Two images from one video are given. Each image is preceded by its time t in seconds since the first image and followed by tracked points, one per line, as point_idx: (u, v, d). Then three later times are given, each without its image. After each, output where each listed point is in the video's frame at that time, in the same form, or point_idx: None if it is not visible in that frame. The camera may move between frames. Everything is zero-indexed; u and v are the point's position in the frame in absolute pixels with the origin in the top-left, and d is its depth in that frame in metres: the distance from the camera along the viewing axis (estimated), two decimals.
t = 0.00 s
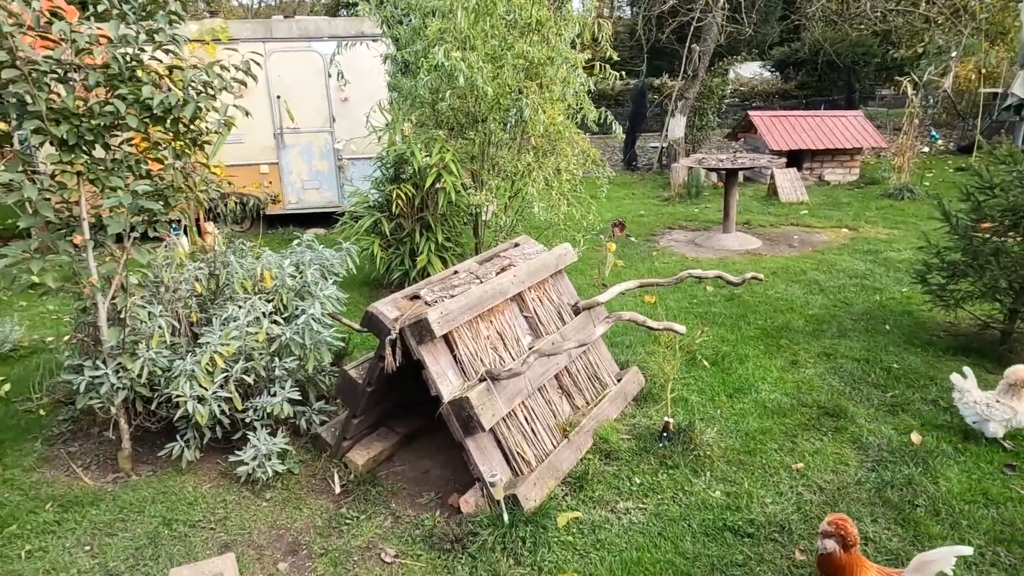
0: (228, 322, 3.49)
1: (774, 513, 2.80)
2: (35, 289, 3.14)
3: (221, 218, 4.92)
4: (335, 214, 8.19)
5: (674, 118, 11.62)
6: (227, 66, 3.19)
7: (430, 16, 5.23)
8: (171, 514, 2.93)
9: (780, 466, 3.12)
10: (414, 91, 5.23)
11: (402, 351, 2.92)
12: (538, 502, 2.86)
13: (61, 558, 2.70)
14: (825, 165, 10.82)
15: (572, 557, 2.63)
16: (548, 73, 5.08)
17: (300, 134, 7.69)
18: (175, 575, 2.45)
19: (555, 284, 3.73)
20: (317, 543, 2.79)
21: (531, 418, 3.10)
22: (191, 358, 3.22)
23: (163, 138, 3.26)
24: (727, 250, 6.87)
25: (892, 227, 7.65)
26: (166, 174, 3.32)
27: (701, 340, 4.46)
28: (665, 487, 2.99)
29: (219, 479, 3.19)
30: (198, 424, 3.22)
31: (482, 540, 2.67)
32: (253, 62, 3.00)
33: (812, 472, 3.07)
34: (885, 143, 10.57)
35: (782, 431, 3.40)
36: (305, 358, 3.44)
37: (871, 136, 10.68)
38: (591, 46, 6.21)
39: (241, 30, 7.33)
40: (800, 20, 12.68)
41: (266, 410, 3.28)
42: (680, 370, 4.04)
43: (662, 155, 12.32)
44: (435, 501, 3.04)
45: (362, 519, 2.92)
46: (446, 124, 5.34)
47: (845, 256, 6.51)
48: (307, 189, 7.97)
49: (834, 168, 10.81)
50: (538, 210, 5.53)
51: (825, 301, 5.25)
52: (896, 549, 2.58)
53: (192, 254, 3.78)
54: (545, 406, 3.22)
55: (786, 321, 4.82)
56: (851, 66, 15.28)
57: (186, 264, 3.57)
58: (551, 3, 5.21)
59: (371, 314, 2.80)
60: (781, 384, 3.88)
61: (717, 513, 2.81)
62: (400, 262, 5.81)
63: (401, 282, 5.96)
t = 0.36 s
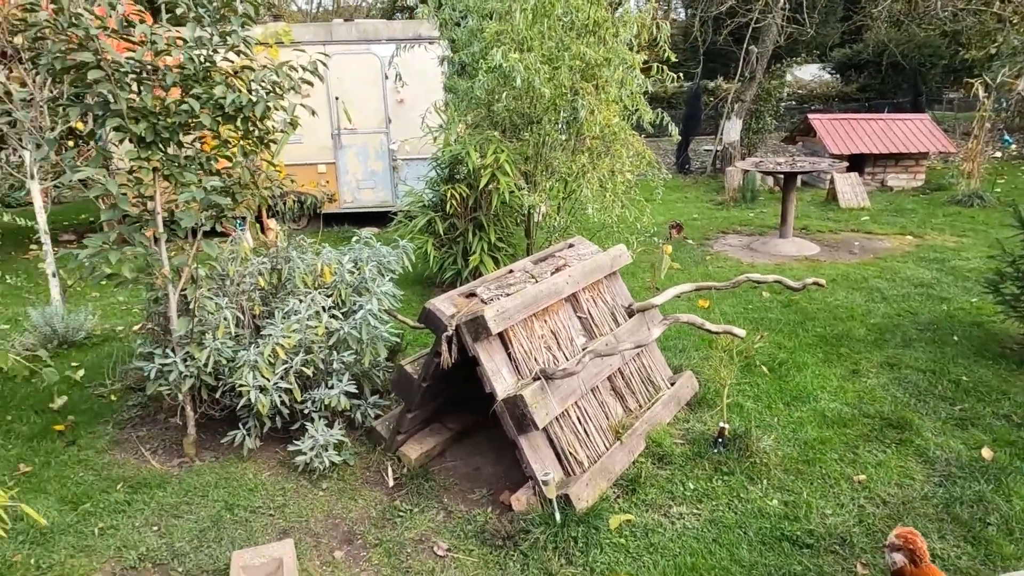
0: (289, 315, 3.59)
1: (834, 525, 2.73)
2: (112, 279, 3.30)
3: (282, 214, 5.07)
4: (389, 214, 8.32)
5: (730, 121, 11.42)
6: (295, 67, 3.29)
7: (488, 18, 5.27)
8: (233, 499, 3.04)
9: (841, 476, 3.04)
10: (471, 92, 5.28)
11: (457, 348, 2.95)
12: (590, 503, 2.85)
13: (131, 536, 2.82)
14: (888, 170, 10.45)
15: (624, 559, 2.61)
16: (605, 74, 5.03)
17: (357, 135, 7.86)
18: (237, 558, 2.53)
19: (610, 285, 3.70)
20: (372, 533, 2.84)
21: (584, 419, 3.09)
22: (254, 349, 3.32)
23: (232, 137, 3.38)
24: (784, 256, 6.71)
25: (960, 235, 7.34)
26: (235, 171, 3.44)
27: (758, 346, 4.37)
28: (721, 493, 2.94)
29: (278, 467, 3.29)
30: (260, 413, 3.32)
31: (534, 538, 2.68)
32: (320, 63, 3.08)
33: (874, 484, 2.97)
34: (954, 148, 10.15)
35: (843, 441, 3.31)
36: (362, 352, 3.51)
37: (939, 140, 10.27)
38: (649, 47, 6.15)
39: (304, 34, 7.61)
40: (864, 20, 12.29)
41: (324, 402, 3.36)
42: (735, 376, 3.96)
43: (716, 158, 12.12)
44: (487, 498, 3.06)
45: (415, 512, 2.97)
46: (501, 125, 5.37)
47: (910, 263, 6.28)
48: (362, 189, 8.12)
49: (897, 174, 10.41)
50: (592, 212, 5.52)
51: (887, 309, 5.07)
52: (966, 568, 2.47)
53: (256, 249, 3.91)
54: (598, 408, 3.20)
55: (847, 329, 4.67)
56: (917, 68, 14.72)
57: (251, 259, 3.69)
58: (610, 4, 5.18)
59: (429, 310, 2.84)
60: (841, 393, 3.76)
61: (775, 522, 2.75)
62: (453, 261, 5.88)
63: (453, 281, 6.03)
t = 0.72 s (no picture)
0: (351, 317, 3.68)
1: (902, 549, 2.63)
2: (186, 278, 3.45)
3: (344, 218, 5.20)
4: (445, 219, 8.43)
5: (793, 129, 11.14)
6: (364, 75, 3.38)
7: (549, 26, 5.30)
8: (295, 494, 3.13)
9: (909, 499, 2.92)
10: (530, 99, 5.31)
11: (515, 353, 2.97)
12: (646, 514, 2.82)
13: (199, 525, 2.94)
14: (962, 180, 10.01)
15: (681, 574, 2.57)
16: (667, 81, 4.98)
17: (417, 141, 8.00)
18: (298, 552, 2.61)
19: (668, 294, 3.66)
20: (427, 533, 2.89)
21: (640, 429, 3.06)
22: (317, 349, 3.42)
23: (301, 143, 3.49)
24: (849, 268, 6.50)
25: None
26: (303, 175, 3.55)
27: (821, 360, 4.23)
28: (781, 511, 2.87)
29: (337, 465, 3.37)
30: (321, 411, 3.42)
31: (588, 547, 2.67)
32: (388, 72, 3.16)
33: (946, 510, 2.85)
34: None
35: (912, 463, 3.18)
36: (420, 355, 3.57)
37: (1019, 149, 9.76)
38: (711, 54, 6.06)
39: (368, 42, 7.81)
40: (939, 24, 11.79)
41: (382, 402, 3.43)
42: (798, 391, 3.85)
43: (778, 167, 11.83)
44: (541, 504, 3.06)
45: (469, 516, 2.99)
46: (560, 132, 5.37)
47: (986, 279, 5.99)
48: (420, 194, 8.26)
49: (972, 185, 9.99)
50: (650, 220, 5.47)
51: (961, 326, 4.85)
52: None
53: (320, 252, 4.02)
54: (654, 418, 3.17)
55: (916, 345, 4.49)
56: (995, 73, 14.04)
57: (315, 261, 3.80)
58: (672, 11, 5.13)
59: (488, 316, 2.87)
60: (910, 413, 3.62)
61: (838, 544, 2.66)
62: (509, 267, 5.91)
63: (509, 286, 6.06)
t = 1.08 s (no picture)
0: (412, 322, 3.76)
1: None
2: (257, 281, 3.60)
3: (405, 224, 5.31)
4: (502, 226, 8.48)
5: (861, 138, 10.78)
6: (430, 86, 3.45)
7: (611, 35, 5.30)
8: (355, 494, 3.21)
9: (986, 530, 2.79)
10: (591, 109, 5.32)
11: (574, 363, 2.98)
12: (704, 531, 2.78)
13: (264, 520, 3.05)
14: None
15: None
16: (731, 90, 4.89)
17: (475, 148, 8.10)
18: (359, 552, 2.68)
19: (730, 308, 3.60)
20: (483, 539, 2.92)
21: (700, 444, 3.02)
22: (379, 353, 3.50)
23: (368, 152, 3.58)
24: (920, 283, 6.25)
25: None
26: (369, 183, 3.63)
27: (890, 379, 4.08)
28: (847, 535, 2.78)
29: (396, 467, 3.44)
30: (381, 414, 3.50)
31: (645, 562, 2.65)
32: (455, 83, 3.22)
33: None
34: None
35: (989, 491, 3.04)
36: (478, 361, 3.61)
37: None
38: (777, 61, 5.94)
39: (430, 51, 7.97)
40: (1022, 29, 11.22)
41: (441, 407, 3.49)
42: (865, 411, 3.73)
43: (843, 177, 11.46)
44: (597, 515, 3.05)
45: (525, 523, 3.01)
46: (620, 142, 5.35)
47: None
48: (477, 201, 8.34)
49: None
50: (711, 230, 5.39)
51: None
52: None
53: (383, 258, 4.11)
54: (714, 434, 3.12)
55: (994, 367, 4.28)
56: None
57: (378, 266, 3.89)
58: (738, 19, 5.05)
59: (548, 325, 2.89)
60: (987, 438, 3.45)
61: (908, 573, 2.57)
62: (565, 275, 5.91)
63: (565, 295, 6.06)
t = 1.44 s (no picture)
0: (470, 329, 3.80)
1: None
2: (322, 286, 3.71)
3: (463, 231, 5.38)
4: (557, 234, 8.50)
5: (932, 148, 10.36)
6: (494, 98, 3.50)
7: (673, 44, 5.26)
8: (412, 497, 3.27)
9: None
10: (650, 118, 5.29)
11: (633, 375, 2.97)
12: (763, 551, 2.72)
13: (325, 518, 3.14)
14: None
15: None
16: (796, 100, 4.79)
17: (532, 156, 8.15)
18: (417, 554, 2.74)
19: (793, 322, 3.52)
20: (538, 548, 2.93)
21: (760, 461, 2.96)
22: (438, 358, 3.56)
23: (432, 161, 3.65)
24: (996, 301, 5.96)
25: None
26: (431, 192, 3.71)
27: (964, 402, 3.91)
28: (916, 563, 2.68)
29: (452, 472, 3.49)
30: (439, 419, 3.55)
31: None
32: (519, 94, 3.26)
33: None
34: None
35: None
36: (535, 370, 3.64)
37: None
38: (844, 70, 5.78)
39: (489, 61, 8.08)
40: None
41: (497, 414, 3.52)
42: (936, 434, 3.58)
43: (912, 188, 11.04)
44: (653, 529, 3.03)
45: (579, 534, 3.01)
46: (680, 152, 5.30)
47: None
48: (533, 209, 8.37)
49: None
50: (773, 242, 5.27)
51: None
52: None
53: (443, 265, 4.18)
54: (775, 451, 3.05)
55: None
56: None
57: (438, 273, 3.96)
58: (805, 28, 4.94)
59: (607, 336, 2.89)
60: None
61: None
62: (621, 285, 5.88)
63: (620, 304, 6.03)
